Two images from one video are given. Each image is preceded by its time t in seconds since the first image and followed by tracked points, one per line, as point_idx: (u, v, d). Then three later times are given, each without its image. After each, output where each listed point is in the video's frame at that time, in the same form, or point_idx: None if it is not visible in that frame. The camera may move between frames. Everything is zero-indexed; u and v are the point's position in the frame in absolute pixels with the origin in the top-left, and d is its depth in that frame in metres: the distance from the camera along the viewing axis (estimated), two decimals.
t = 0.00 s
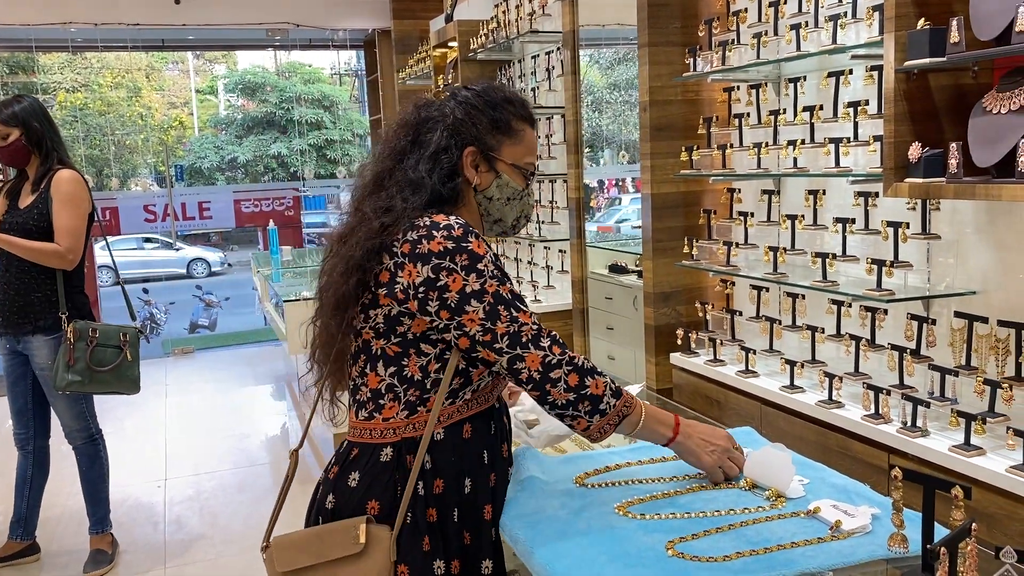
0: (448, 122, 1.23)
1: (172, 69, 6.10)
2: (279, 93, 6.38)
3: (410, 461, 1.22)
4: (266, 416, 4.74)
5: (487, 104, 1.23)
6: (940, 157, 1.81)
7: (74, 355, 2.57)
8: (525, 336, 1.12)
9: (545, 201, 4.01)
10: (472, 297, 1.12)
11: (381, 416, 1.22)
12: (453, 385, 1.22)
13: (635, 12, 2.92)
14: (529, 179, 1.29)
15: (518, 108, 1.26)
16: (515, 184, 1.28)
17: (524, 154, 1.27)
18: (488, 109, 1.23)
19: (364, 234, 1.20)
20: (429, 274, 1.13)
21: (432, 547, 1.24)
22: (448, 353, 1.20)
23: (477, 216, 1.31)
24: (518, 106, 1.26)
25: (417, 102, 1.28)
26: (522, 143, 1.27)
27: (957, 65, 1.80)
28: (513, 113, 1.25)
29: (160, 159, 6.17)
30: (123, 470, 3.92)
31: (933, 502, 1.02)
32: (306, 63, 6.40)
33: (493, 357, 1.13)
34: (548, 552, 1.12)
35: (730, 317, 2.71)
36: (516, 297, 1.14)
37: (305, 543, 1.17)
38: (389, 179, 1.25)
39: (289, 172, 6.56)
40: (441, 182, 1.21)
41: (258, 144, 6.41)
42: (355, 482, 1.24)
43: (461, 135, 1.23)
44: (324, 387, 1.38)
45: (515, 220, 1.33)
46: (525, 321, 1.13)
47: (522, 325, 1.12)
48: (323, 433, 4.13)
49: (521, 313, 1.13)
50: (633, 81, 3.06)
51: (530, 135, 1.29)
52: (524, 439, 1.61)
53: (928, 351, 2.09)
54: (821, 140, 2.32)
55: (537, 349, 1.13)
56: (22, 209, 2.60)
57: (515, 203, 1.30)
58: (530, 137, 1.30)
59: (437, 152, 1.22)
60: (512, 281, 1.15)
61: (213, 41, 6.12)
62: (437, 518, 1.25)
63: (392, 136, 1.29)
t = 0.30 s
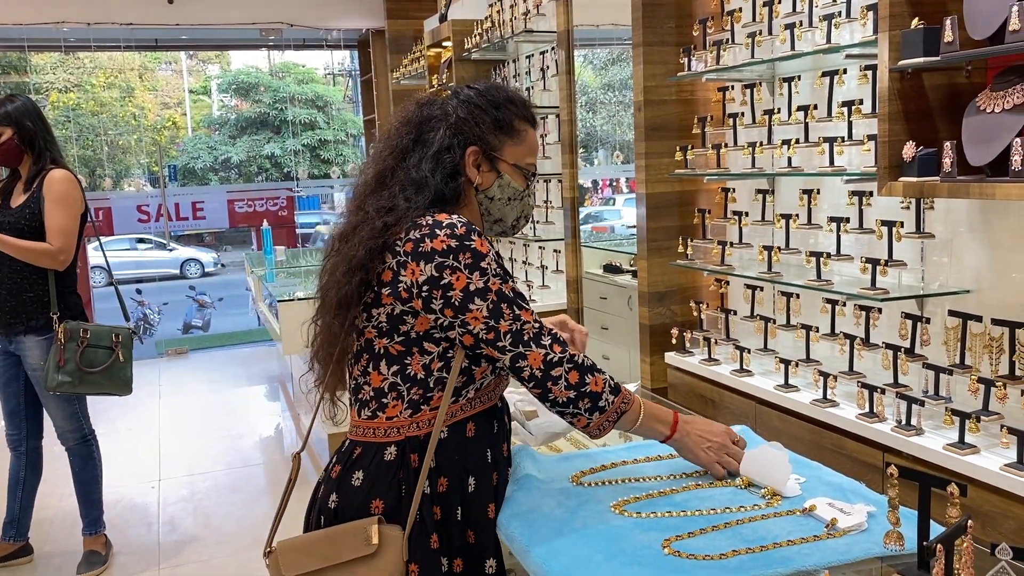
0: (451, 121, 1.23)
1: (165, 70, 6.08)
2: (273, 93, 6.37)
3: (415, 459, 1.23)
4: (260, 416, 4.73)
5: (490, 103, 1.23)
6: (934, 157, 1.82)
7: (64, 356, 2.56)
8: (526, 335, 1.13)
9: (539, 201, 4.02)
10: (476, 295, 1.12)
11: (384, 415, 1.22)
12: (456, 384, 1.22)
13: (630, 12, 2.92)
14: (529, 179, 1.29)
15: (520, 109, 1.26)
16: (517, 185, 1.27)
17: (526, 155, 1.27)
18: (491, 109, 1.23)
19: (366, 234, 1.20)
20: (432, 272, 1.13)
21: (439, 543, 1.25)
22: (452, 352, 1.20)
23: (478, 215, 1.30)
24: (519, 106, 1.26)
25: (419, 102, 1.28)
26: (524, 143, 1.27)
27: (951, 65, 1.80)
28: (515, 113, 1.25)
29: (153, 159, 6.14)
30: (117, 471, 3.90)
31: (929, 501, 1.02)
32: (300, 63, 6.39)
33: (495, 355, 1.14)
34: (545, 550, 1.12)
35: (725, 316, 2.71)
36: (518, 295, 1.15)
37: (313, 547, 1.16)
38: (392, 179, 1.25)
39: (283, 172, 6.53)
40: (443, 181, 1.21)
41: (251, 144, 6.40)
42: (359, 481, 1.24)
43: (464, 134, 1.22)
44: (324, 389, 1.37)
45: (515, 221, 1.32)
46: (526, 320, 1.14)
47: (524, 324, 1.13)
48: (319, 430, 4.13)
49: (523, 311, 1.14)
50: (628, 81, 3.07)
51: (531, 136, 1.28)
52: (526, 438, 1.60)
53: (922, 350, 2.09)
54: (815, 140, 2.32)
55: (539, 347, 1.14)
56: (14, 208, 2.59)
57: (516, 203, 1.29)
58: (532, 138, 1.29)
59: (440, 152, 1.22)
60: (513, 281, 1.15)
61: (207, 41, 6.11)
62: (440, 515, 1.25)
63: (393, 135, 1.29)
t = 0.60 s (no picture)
0: (437, 118, 1.22)
1: (162, 70, 6.07)
2: (270, 93, 6.37)
3: (409, 465, 1.21)
4: (257, 417, 4.72)
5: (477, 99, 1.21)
6: (933, 158, 1.82)
7: (60, 357, 2.55)
8: (501, 344, 1.09)
9: (537, 202, 4.02)
10: (450, 300, 1.09)
11: (377, 419, 1.21)
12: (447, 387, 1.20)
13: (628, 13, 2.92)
14: (520, 174, 1.29)
15: (508, 103, 1.25)
16: (507, 179, 1.27)
17: (515, 150, 1.26)
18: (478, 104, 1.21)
19: (353, 236, 1.19)
20: (411, 275, 1.11)
21: (438, 546, 1.24)
22: (441, 355, 1.18)
23: (470, 213, 1.28)
24: (508, 101, 1.25)
25: (407, 100, 1.27)
26: (513, 138, 1.25)
27: (950, 66, 1.81)
28: (504, 109, 1.23)
29: (150, 160, 6.13)
30: (114, 472, 3.89)
31: (929, 501, 1.02)
32: (297, 63, 6.38)
33: (470, 364, 1.11)
34: (545, 552, 1.12)
35: (723, 317, 2.71)
36: (495, 300, 1.11)
37: (314, 555, 1.16)
38: (380, 179, 1.24)
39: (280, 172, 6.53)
40: (429, 180, 1.19)
41: (248, 145, 6.39)
42: (354, 485, 1.23)
43: (450, 131, 1.21)
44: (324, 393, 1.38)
45: (507, 217, 1.32)
46: (501, 328, 1.10)
47: (499, 332, 1.10)
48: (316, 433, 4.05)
49: (499, 318, 1.10)
50: (625, 82, 3.06)
51: (520, 131, 1.27)
52: (524, 440, 1.60)
53: (921, 351, 2.09)
54: (814, 141, 2.32)
55: (513, 358, 1.09)
56: (12, 209, 2.58)
57: (507, 199, 1.29)
58: (521, 133, 1.28)
59: (427, 150, 1.20)
60: (496, 284, 1.12)
61: (204, 41, 6.10)
62: (437, 519, 1.24)
63: (382, 133, 1.28)
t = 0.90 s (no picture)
0: (430, 118, 1.20)
1: (163, 70, 6.08)
2: (271, 94, 6.37)
3: (403, 469, 1.21)
4: (258, 417, 4.72)
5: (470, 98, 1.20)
6: (936, 161, 1.82)
7: (64, 357, 2.56)
8: (492, 348, 1.09)
9: (539, 203, 4.03)
10: (440, 304, 1.09)
11: (372, 422, 1.21)
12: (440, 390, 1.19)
13: (630, 14, 2.93)
14: (516, 173, 1.27)
15: (503, 101, 1.23)
16: (503, 178, 1.25)
17: (510, 148, 1.25)
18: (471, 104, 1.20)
19: (346, 240, 1.19)
20: (400, 280, 1.10)
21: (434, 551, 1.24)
22: (433, 359, 1.17)
23: (465, 212, 1.27)
24: (503, 100, 1.23)
25: (401, 99, 1.26)
26: (509, 137, 1.24)
27: (954, 69, 1.81)
28: (498, 108, 1.22)
29: (152, 160, 6.14)
30: (115, 472, 3.89)
31: (933, 504, 1.02)
32: (299, 64, 6.38)
33: (461, 368, 1.10)
34: (549, 553, 1.12)
35: (725, 319, 2.71)
36: (486, 304, 1.10)
37: (310, 556, 1.15)
38: (375, 181, 1.24)
39: (281, 173, 6.53)
40: (420, 182, 1.18)
41: (250, 145, 6.39)
42: (349, 488, 1.23)
43: (444, 130, 1.20)
44: (321, 395, 1.38)
45: (504, 216, 1.30)
46: (492, 332, 1.09)
47: (490, 336, 1.09)
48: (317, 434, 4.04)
49: (490, 322, 1.09)
50: (627, 83, 3.06)
51: (517, 129, 1.26)
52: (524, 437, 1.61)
53: (923, 353, 2.09)
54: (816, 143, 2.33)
55: (504, 361, 1.09)
56: (15, 209, 2.58)
57: (503, 197, 1.27)
58: (518, 130, 1.26)
59: (419, 150, 1.19)
60: (486, 287, 1.11)
61: (206, 41, 6.11)
62: (433, 523, 1.23)
63: (377, 133, 1.27)
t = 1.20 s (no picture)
0: (449, 120, 1.21)
1: (170, 71, 6.10)
2: (278, 95, 6.38)
3: (414, 471, 1.21)
4: (264, 417, 4.73)
5: (490, 102, 1.20)
6: (944, 163, 1.81)
7: (73, 355, 2.56)
8: (504, 351, 1.09)
9: (545, 205, 4.04)
10: (454, 306, 1.09)
11: (384, 423, 1.21)
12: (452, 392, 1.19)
13: (637, 16, 2.92)
14: (532, 179, 1.27)
15: (523, 106, 1.23)
16: (518, 184, 1.25)
17: (527, 154, 1.25)
18: (491, 107, 1.20)
19: (361, 240, 1.20)
20: (415, 281, 1.11)
21: (443, 553, 1.24)
22: (446, 361, 1.17)
23: (479, 216, 1.27)
24: (523, 105, 1.23)
25: (420, 101, 1.27)
26: (527, 142, 1.24)
27: (961, 72, 1.81)
28: (518, 112, 1.22)
29: (158, 160, 6.16)
30: (121, 471, 3.91)
31: (941, 507, 1.01)
32: (306, 65, 6.40)
33: (473, 370, 1.10)
34: (555, 555, 1.12)
35: (731, 321, 2.72)
36: (499, 307, 1.10)
37: (321, 557, 1.16)
38: (390, 182, 1.24)
39: (288, 173, 6.55)
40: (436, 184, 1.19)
41: (256, 146, 6.41)
42: (360, 488, 1.23)
43: (461, 133, 1.20)
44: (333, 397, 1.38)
45: (518, 222, 1.29)
46: (505, 335, 1.09)
47: (503, 339, 1.09)
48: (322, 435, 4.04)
49: (503, 325, 1.09)
50: (633, 84, 3.06)
51: (535, 134, 1.26)
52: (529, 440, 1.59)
53: (930, 356, 2.08)
54: (824, 146, 2.33)
55: (516, 364, 1.09)
56: (23, 208, 2.59)
57: (518, 203, 1.27)
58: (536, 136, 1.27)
59: (436, 152, 1.20)
60: (500, 290, 1.11)
61: (212, 42, 6.12)
62: (443, 526, 1.23)
63: (395, 134, 1.28)
